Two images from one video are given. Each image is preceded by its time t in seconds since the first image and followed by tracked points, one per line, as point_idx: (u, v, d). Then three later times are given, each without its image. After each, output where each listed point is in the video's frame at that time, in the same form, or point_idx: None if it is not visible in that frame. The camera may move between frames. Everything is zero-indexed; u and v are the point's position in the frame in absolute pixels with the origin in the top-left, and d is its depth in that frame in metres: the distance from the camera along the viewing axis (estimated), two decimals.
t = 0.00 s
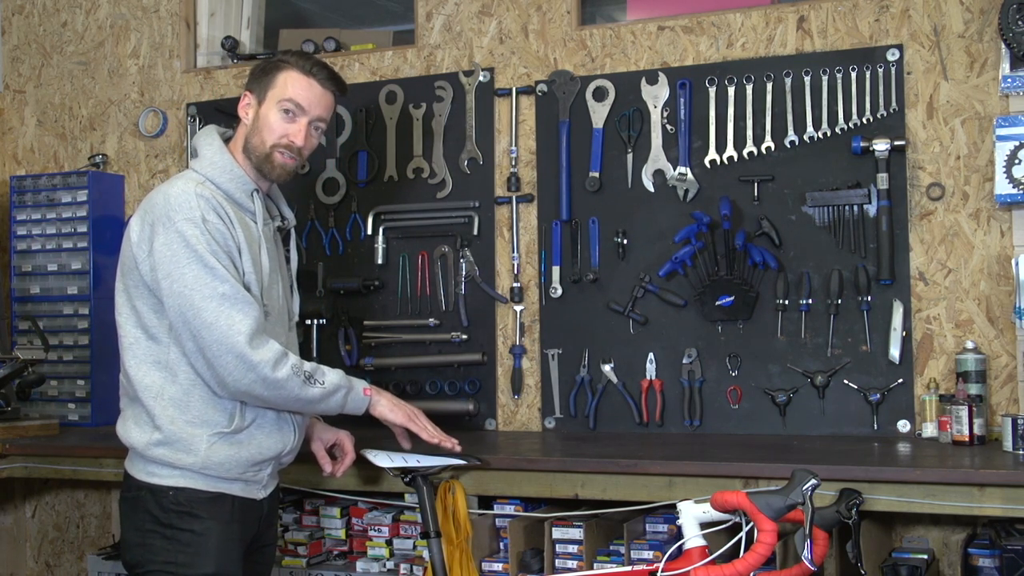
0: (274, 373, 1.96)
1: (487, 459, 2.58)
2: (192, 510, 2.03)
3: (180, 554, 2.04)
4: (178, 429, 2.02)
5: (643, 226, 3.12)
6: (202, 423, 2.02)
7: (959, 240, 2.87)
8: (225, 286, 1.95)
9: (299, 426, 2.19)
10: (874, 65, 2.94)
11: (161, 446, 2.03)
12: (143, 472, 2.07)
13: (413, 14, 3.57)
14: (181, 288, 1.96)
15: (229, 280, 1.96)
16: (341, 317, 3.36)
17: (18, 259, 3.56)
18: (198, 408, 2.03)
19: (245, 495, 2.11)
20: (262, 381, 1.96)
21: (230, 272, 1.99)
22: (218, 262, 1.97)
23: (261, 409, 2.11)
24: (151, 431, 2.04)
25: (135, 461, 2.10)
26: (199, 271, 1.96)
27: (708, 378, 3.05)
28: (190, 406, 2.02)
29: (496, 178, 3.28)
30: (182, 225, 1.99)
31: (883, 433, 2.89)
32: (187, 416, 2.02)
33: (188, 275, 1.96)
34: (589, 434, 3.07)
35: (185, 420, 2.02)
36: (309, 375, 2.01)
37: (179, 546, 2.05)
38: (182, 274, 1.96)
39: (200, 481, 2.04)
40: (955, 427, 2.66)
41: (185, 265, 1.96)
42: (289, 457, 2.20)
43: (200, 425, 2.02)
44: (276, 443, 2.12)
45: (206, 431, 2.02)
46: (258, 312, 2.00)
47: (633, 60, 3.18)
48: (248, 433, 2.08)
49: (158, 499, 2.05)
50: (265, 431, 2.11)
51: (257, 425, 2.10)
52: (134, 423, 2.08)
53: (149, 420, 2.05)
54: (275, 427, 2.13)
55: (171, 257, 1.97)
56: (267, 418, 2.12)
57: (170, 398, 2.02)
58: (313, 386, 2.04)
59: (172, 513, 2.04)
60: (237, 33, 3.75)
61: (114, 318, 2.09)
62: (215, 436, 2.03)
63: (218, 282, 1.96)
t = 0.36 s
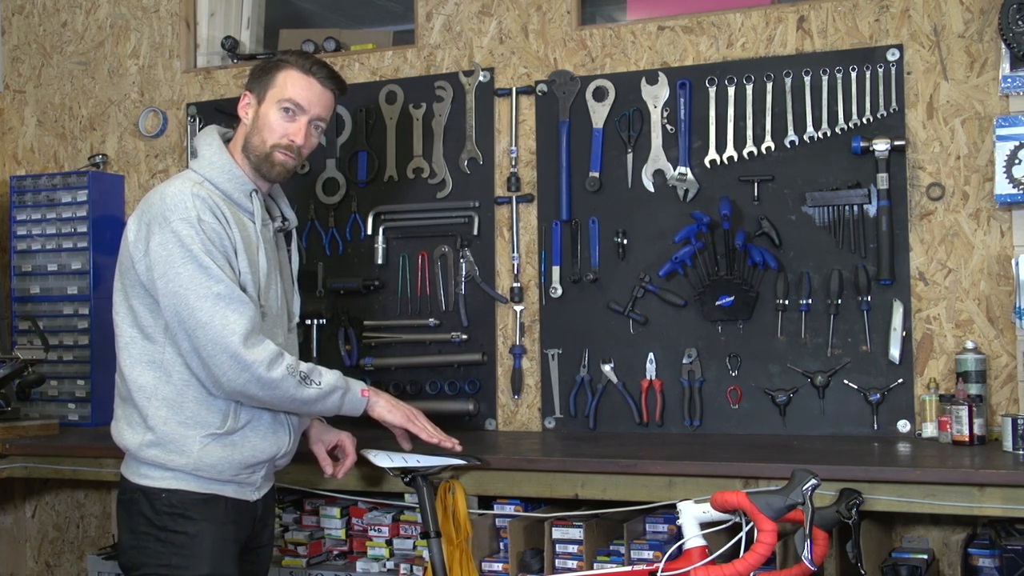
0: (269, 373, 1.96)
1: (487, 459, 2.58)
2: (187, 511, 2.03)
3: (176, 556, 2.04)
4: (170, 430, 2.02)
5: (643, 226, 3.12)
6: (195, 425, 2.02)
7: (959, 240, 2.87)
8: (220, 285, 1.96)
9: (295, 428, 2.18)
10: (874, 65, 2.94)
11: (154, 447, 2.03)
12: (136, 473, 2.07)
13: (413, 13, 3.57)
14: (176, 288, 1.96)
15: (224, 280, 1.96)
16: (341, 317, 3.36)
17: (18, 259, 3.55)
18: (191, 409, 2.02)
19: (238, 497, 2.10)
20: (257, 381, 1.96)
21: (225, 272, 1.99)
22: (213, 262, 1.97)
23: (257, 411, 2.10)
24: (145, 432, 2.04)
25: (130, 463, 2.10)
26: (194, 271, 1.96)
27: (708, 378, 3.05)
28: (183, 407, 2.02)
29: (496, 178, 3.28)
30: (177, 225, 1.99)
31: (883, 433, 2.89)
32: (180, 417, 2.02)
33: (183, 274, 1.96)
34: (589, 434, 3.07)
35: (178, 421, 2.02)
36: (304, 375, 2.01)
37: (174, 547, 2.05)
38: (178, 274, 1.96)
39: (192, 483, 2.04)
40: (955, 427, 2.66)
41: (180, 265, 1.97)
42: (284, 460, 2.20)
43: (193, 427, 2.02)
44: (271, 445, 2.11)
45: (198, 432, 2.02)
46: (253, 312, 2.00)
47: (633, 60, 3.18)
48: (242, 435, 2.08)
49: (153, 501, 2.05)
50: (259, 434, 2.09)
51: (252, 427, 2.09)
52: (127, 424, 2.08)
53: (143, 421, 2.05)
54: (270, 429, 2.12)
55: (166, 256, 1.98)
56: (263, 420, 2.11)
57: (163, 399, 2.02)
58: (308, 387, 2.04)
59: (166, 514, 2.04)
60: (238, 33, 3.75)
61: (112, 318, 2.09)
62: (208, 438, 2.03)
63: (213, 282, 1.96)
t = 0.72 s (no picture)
0: (266, 376, 1.96)
1: (487, 460, 2.58)
2: (187, 511, 2.03)
3: (175, 556, 2.04)
4: (169, 430, 2.02)
5: (643, 226, 3.12)
6: (192, 425, 2.02)
7: (959, 240, 2.87)
8: (218, 287, 1.95)
9: (293, 429, 2.18)
10: (874, 65, 2.94)
11: (153, 447, 2.03)
12: (135, 473, 2.07)
13: (413, 13, 3.57)
14: (173, 289, 1.96)
15: (221, 282, 1.96)
16: (341, 317, 3.36)
17: (18, 259, 3.55)
18: (188, 410, 2.02)
19: (236, 497, 2.10)
20: (253, 383, 1.95)
21: (223, 274, 1.98)
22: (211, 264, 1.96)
23: (255, 411, 2.10)
24: (143, 433, 2.04)
25: (128, 462, 2.10)
26: (191, 272, 1.96)
27: (708, 378, 3.05)
28: (182, 407, 2.02)
29: (496, 178, 3.28)
30: (176, 226, 1.99)
31: (883, 433, 2.89)
32: (179, 417, 2.02)
33: (181, 275, 1.96)
34: (589, 434, 3.07)
35: (177, 421, 2.02)
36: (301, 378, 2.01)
37: (172, 548, 2.05)
38: (175, 275, 1.96)
39: (190, 483, 2.04)
40: (955, 427, 2.66)
41: (178, 266, 1.96)
42: (283, 460, 2.20)
43: (192, 427, 2.02)
44: (269, 446, 2.11)
45: (196, 432, 2.02)
46: (251, 314, 2.00)
47: (633, 60, 3.18)
48: (241, 436, 2.08)
49: (152, 501, 2.04)
50: (256, 434, 2.09)
51: (250, 428, 2.09)
52: (126, 423, 2.08)
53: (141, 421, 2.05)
54: (268, 429, 2.12)
55: (164, 257, 1.97)
56: (261, 420, 2.11)
57: (162, 400, 2.02)
58: (304, 388, 2.03)
59: (166, 515, 2.04)
60: (238, 33, 3.75)
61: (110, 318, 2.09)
62: (206, 439, 2.03)
63: (211, 284, 1.95)
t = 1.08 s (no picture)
0: (197, 392, 1.89)
1: (487, 460, 2.58)
2: (188, 510, 2.03)
3: (177, 556, 2.04)
4: (169, 432, 2.02)
5: (643, 226, 3.12)
6: (192, 426, 2.02)
7: (959, 241, 2.87)
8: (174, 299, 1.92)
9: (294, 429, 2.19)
10: (874, 65, 2.94)
11: (155, 448, 2.03)
12: (137, 473, 2.07)
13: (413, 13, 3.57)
14: (142, 299, 1.94)
15: (171, 292, 1.92)
16: (341, 317, 3.35)
17: (17, 259, 3.55)
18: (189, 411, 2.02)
19: (240, 496, 2.11)
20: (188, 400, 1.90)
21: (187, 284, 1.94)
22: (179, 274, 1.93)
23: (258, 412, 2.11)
24: (145, 434, 2.05)
25: (131, 463, 2.10)
26: (154, 284, 1.93)
27: (708, 378, 3.05)
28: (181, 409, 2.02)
29: (496, 178, 3.28)
30: (157, 233, 1.97)
31: (883, 433, 2.89)
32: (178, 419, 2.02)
33: (147, 286, 1.94)
34: (589, 434, 3.07)
35: (176, 423, 2.02)
36: (235, 391, 1.91)
37: (174, 547, 2.04)
38: (144, 285, 1.94)
39: (194, 483, 2.04)
40: (955, 427, 2.66)
41: (148, 276, 1.94)
42: (284, 459, 2.21)
43: (193, 429, 2.02)
44: (271, 446, 2.13)
45: (198, 434, 2.02)
46: (206, 325, 1.94)
47: (633, 60, 3.18)
48: (244, 437, 2.08)
49: (154, 501, 2.04)
50: (259, 435, 2.10)
51: (252, 430, 2.09)
52: (130, 424, 2.08)
53: (144, 423, 2.05)
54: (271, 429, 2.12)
55: (140, 265, 1.96)
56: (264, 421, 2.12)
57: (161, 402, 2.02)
58: (242, 398, 1.92)
59: (167, 514, 2.03)
60: (237, 34, 3.75)
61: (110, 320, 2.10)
62: (208, 440, 2.03)
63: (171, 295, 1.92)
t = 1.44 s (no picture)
0: (194, 397, 1.89)
1: (487, 460, 2.58)
2: (187, 510, 2.03)
3: (176, 556, 2.04)
4: (168, 433, 2.02)
5: (643, 227, 3.12)
6: (189, 427, 2.02)
7: (959, 241, 2.87)
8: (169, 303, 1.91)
9: (292, 429, 2.19)
10: (874, 65, 2.94)
11: (154, 449, 2.03)
12: (136, 474, 2.07)
13: (413, 13, 3.57)
14: (137, 303, 1.94)
15: (166, 296, 1.92)
16: (341, 317, 3.35)
17: (18, 259, 3.55)
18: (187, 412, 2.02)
19: (238, 497, 2.11)
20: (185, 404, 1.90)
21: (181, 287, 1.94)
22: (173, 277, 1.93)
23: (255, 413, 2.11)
24: (144, 435, 2.05)
25: (129, 464, 2.10)
26: (149, 288, 1.93)
27: (708, 378, 3.05)
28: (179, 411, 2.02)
29: (496, 178, 3.28)
30: (152, 236, 1.97)
31: (883, 433, 2.89)
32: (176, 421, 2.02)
33: (142, 290, 1.94)
34: (589, 434, 3.07)
35: (174, 425, 2.02)
36: (232, 395, 1.91)
37: (173, 547, 2.04)
38: (139, 289, 1.94)
39: (192, 484, 2.04)
40: (955, 427, 2.66)
41: (143, 279, 1.94)
42: (282, 459, 2.22)
43: (191, 431, 2.02)
44: (269, 446, 2.13)
45: (196, 435, 2.02)
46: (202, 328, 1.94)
47: (633, 60, 3.18)
48: (242, 438, 2.09)
49: (152, 502, 2.04)
50: (257, 435, 2.10)
51: (250, 430, 2.10)
52: (128, 425, 2.08)
53: (142, 424, 2.05)
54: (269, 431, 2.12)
55: (135, 269, 1.96)
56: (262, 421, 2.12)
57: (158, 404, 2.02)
58: (240, 402, 1.92)
59: (166, 514, 2.03)
60: (238, 34, 3.75)
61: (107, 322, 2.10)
62: (206, 441, 2.04)
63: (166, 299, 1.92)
